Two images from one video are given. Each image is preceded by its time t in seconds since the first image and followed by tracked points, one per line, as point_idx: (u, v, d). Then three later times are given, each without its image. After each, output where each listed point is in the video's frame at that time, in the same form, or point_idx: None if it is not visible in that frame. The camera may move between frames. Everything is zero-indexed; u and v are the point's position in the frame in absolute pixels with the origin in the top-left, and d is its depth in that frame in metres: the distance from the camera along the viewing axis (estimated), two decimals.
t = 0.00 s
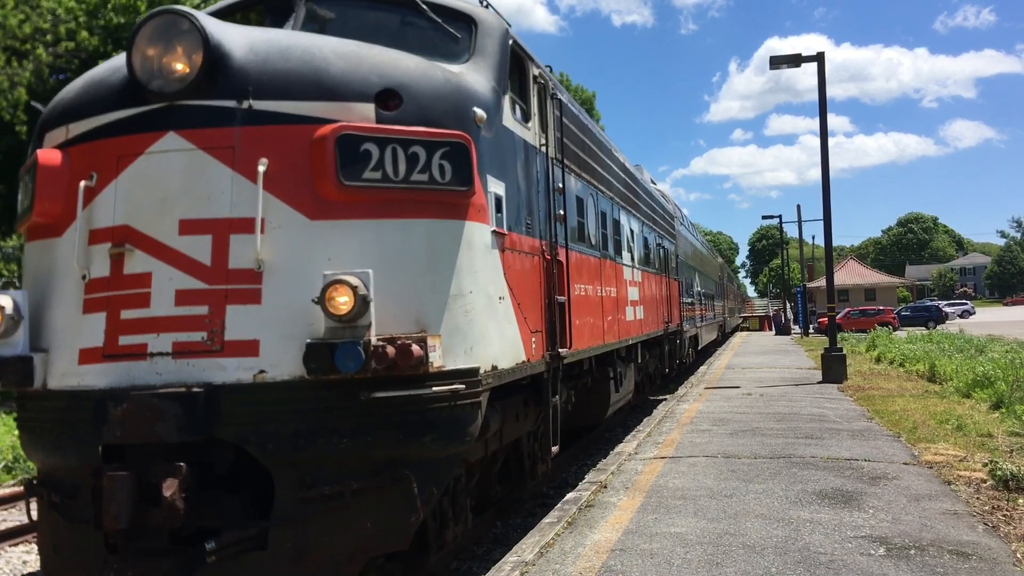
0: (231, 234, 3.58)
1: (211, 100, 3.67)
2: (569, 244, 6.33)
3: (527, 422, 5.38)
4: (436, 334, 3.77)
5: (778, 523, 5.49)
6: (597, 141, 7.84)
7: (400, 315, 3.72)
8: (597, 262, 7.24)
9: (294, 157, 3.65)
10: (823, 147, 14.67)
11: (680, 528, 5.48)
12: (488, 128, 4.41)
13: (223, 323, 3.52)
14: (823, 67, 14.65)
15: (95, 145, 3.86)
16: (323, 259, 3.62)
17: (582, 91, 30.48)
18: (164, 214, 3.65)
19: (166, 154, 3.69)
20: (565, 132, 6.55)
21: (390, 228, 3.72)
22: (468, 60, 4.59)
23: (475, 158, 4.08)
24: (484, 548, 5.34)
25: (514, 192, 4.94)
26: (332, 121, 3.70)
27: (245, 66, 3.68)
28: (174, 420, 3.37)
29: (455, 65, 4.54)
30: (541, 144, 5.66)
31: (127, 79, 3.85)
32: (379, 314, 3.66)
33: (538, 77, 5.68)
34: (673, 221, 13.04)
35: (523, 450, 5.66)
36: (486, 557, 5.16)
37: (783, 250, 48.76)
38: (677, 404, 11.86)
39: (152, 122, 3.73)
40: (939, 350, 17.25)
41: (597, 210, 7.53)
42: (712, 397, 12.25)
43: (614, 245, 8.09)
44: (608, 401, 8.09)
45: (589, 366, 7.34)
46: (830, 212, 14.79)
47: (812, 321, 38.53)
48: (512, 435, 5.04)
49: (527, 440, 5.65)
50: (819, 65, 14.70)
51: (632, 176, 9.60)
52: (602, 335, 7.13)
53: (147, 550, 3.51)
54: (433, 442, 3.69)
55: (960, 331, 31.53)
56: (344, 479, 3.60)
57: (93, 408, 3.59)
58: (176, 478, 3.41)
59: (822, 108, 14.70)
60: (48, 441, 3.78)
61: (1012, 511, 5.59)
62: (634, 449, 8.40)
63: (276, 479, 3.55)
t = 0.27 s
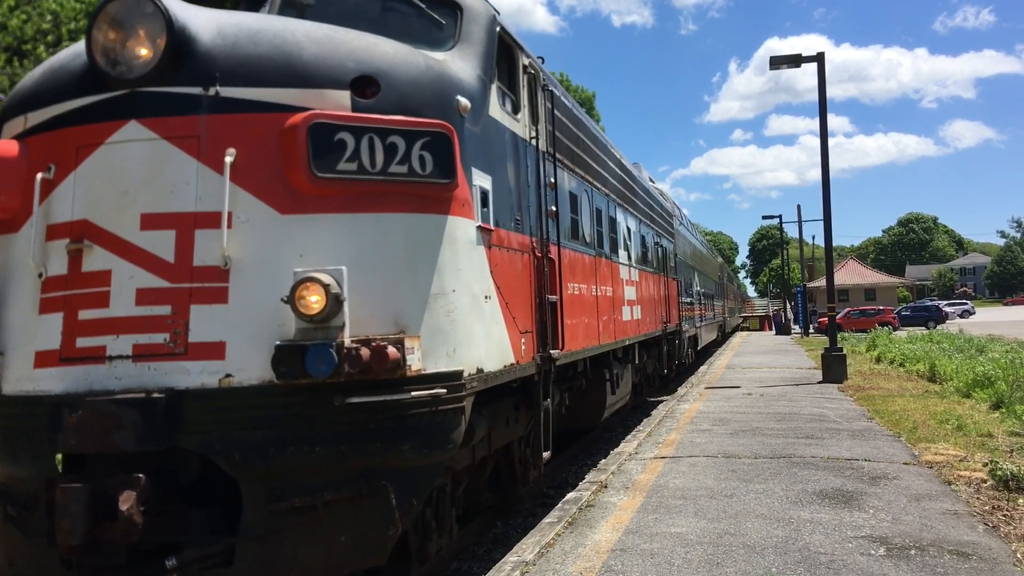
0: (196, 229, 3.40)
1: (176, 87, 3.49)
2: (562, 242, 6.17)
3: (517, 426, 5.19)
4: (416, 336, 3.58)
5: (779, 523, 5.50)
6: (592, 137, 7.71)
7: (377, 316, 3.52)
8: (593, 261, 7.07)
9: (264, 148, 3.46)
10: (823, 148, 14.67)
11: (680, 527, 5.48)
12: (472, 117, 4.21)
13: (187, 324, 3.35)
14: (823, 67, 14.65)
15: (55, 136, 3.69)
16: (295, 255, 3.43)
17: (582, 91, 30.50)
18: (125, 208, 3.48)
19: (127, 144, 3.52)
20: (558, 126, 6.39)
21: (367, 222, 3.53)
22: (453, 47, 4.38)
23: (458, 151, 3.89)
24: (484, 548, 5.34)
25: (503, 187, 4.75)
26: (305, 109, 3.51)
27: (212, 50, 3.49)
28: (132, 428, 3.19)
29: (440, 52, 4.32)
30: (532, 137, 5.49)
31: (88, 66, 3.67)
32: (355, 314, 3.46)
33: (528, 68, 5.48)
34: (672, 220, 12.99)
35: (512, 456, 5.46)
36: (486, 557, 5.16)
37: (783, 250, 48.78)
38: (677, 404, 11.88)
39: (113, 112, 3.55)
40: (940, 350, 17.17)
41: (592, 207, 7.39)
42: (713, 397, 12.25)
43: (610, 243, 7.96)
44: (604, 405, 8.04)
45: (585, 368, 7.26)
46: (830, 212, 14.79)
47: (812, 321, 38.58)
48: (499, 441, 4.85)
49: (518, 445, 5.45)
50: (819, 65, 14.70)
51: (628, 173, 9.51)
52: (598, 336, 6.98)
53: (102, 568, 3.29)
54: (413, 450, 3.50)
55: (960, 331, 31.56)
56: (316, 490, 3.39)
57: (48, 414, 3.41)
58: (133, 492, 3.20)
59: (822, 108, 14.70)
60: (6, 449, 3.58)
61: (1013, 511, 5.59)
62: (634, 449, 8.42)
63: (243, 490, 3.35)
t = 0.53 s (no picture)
0: (154, 224, 3.23)
1: (134, 72, 3.29)
2: (552, 240, 6.00)
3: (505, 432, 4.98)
4: (391, 338, 3.37)
5: (779, 524, 5.49)
6: (586, 132, 7.58)
7: (350, 316, 3.31)
8: (584, 260, 6.91)
9: (228, 137, 3.27)
10: (823, 148, 14.68)
11: (680, 528, 5.48)
12: (454, 104, 4.01)
13: (143, 326, 3.17)
14: (823, 68, 14.66)
15: (7, 125, 3.52)
16: (260, 252, 3.24)
17: (582, 91, 30.53)
18: (79, 202, 3.30)
19: (82, 132, 3.34)
20: (550, 120, 6.23)
21: (339, 216, 3.33)
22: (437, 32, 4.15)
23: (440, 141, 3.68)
24: (484, 548, 5.35)
25: (488, 182, 4.56)
26: (273, 94, 3.31)
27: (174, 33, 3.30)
28: (83, 439, 3.04)
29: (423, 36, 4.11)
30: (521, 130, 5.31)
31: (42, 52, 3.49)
32: (325, 314, 3.25)
33: (517, 58, 5.28)
34: (670, 219, 12.94)
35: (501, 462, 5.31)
36: (486, 558, 5.17)
37: (783, 250, 48.81)
38: (677, 404, 11.90)
39: (66, 99, 3.36)
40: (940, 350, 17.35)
41: (585, 204, 7.25)
42: (712, 397, 12.26)
43: (604, 242, 7.83)
44: (599, 408, 7.83)
45: (577, 371, 7.10)
46: (830, 213, 14.80)
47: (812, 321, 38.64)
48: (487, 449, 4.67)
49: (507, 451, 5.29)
50: (819, 65, 14.71)
51: (623, 170, 9.39)
52: (591, 337, 6.82)
53: None
54: (390, 460, 3.28)
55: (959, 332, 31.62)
56: (283, 503, 3.20)
57: None
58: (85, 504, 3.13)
59: (822, 109, 14.71)
60: None
61: (1012, 511, 5.60)
62: (633, 449, 8.43)
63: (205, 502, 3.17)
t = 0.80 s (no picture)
0: (106, 218, 3.05)
1: (87, 53, 3.12)
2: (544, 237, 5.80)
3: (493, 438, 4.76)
4: (363, 340, 3.18)
5: (779, 524, 5.49)
6: (580, 126, 7.43)
7: (317, 317, 3.12)
8: (579, 258, 6.73)
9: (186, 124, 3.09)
10: (823, 148, 14.67)
11: (680, 528, 5.48)
12: (433, 89, 3.79)
13: (92, 328, 3.00)
14: (823, 68, 14.66)
15: None
16: (221, 247, 3.06)
17: (582, 91, 30.53)
18: (26, 192, 3.12)
19: (30, 118, 3.15)
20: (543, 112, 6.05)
21: (305, 209, 3.14)
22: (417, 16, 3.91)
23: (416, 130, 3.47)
24: (484, 548, 5.36)
25: (473, 175, 4.36)
26: (235, 78, 3.13)
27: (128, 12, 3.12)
28: (25, 450, 2.85)
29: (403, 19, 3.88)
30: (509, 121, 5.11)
31: None
32: (290, 314, 3.07)
33: (506, 45, 5.06)
34: (668, 218, 12.88)
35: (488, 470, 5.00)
36: (486, 558, 5.16)
37: (783, 250, 48.86)
38: (677, 404, 11.93)
39: (12, 82, 3.18)
40: (940, 350, 17.40)
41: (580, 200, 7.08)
42: (712, 397, 12.27)
43: (600, 240, 7.68)
44: (594, 412, 7.65)
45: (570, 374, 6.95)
46: (830, 213, 14.80)
47: (812, 320, 38.69)
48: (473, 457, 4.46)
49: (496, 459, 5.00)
50: (819, 66, 14.71)
51: (620, 167, 9.22)
52: (585, 338, 6.64)
53: None
54: (359, 472, 3.11)
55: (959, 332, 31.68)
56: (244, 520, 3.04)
57: None
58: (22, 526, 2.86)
59: (822, 109, 14.70)
60: None
61: (1012, 512, 5.59)
62: (633, 449, 8.45)
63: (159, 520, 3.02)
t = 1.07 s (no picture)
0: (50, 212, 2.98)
1: (26, 32, 3.06)
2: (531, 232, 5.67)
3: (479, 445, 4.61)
4: (328, 343, 3.08)
5: (779, 524, 5.49)
6: (573, 120, 7.34)
7: (278, 316, 3.04)
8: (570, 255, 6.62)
9: (135, 112, 3.01)
10: (823, 148, 14.68)
11: (680, 528, 5.48)
12: (407, 77, 3.68)
13: (31, 330, 2.93)
14: (823, 68, 14.67)
15: None
16: (172, 242, 2.98)
17: (583, 91, 30.54)
18: None
19: None
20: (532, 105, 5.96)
21: (262, 201, 3.06)
22: None
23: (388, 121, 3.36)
24: (484, 547, 5.36)
25: (454, 169, 4.25)
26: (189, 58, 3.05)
27: None
28: None
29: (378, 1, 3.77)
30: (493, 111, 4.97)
31: None
32: (248, 315, 2.99)
33: (489, 32, 4.92)
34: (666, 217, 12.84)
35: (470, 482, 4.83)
36: (486, 558, 5.17)
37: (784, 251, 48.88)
38: (677, 404, 11.96)
39: None
40: (940, 350, 17.43)
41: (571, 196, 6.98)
42: (712, 398, 12.28)
43: (593, 237, 7.59)
44: (589, 415, 7.60)
45: (563, 378, 6.86)
46: (830, 213, 14.80)
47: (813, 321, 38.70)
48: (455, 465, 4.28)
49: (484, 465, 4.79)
50: (819, 66, 14.72)
51: (615, 163, 9.11)
52: (577, 339, 6.51)
53: None
54: (325, 486, 3.02)
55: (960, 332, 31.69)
56: (197, 539, 2.92)
57: None
58: None
59: (822, 109, 14.71)
60: None
61: (1013, 512, 5.59)
62: (633, 449, 8.46)
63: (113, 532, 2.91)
